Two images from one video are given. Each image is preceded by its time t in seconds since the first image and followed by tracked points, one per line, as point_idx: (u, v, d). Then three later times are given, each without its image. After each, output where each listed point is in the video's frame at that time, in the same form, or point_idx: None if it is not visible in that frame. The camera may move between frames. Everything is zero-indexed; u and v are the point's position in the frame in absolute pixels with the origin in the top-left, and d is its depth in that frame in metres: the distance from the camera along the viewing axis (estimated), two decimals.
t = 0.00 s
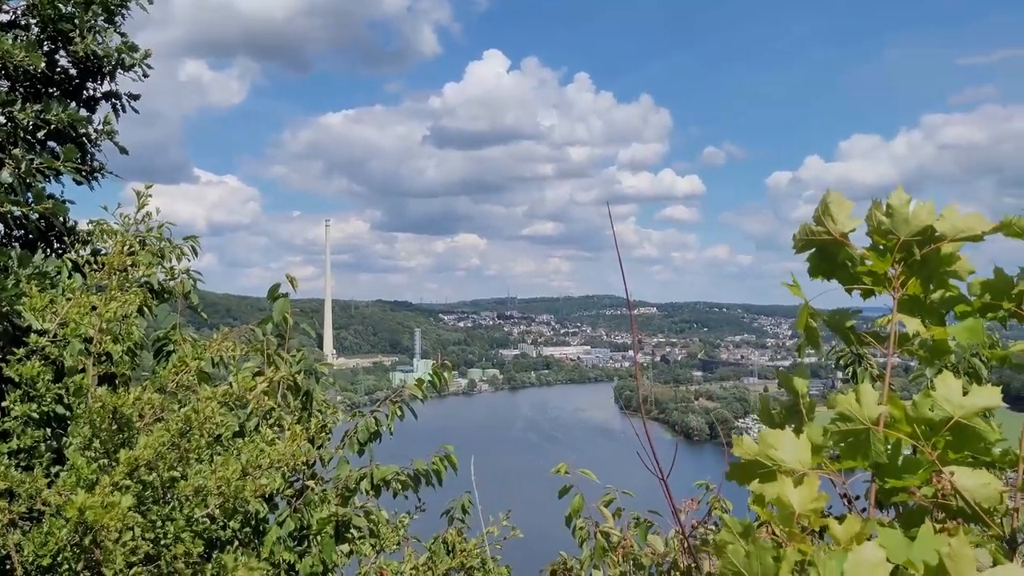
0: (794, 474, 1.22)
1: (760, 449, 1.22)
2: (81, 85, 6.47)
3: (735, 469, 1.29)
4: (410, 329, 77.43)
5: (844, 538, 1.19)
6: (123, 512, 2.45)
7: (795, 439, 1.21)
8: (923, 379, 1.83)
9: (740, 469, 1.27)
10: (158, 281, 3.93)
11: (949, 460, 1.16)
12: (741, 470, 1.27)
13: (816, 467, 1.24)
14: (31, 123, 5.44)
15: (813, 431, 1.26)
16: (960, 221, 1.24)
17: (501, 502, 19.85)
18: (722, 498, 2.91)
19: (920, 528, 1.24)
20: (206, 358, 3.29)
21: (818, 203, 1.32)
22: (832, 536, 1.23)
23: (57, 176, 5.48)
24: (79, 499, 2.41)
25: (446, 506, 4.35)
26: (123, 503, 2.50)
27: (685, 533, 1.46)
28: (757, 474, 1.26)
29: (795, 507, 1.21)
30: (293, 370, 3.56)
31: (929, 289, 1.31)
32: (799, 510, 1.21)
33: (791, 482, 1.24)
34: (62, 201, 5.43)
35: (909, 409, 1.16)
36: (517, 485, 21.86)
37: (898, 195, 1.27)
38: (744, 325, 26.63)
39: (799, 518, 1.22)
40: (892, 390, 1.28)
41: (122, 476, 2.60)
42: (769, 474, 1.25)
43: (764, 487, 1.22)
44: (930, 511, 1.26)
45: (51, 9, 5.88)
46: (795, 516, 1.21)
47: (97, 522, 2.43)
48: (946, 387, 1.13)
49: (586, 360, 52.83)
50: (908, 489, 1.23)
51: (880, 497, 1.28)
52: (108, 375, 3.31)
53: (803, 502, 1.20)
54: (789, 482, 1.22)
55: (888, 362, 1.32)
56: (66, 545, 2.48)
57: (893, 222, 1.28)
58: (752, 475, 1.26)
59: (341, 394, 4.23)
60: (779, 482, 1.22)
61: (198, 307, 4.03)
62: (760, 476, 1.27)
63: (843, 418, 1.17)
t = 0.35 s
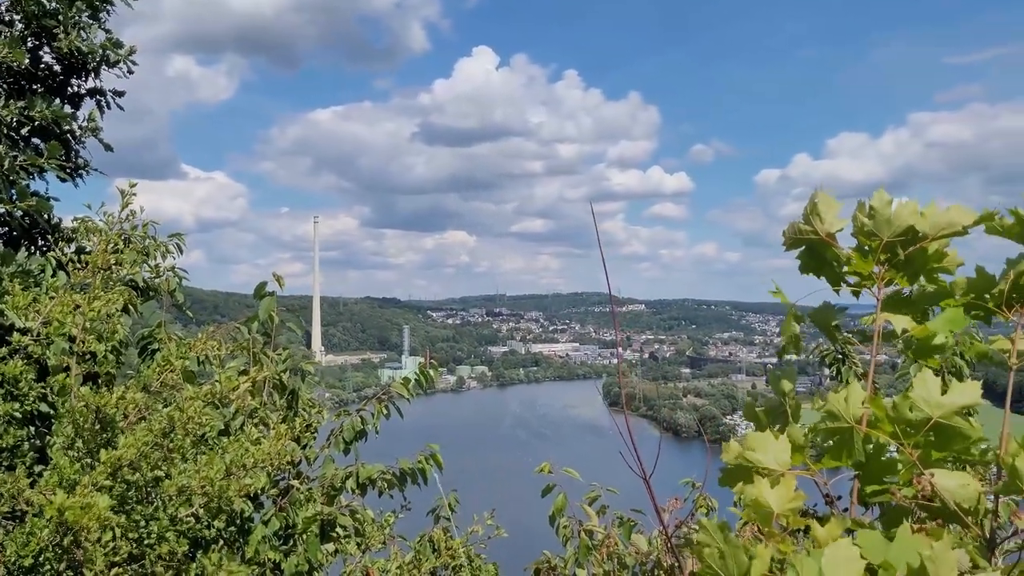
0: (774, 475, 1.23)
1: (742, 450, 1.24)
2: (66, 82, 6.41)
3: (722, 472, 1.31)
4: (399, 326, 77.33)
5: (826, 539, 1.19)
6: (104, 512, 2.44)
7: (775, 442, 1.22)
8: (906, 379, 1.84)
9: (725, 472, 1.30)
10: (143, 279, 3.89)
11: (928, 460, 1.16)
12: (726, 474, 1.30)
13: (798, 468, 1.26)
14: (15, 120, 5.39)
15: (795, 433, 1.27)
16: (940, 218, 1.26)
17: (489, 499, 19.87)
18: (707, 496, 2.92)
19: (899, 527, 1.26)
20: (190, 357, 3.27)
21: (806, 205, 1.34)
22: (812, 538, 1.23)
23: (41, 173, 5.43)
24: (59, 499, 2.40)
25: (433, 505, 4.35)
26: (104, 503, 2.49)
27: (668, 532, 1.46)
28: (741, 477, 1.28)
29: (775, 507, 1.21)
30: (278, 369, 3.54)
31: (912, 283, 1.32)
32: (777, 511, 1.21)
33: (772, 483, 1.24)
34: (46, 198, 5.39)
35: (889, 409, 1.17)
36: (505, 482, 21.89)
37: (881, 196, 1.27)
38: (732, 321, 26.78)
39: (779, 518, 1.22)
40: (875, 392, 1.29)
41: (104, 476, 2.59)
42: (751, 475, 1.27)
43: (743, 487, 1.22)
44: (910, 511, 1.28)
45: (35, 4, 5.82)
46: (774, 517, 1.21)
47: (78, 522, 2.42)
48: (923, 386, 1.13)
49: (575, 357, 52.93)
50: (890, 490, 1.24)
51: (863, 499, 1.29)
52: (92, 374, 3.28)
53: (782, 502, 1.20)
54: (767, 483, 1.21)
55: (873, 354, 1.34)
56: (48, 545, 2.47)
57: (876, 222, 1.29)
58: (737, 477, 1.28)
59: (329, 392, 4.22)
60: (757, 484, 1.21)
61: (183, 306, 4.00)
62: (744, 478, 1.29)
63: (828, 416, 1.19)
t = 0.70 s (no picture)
0: (761, 491, 1.23)
1: (731, 464, 1.24)
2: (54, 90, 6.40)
3: (708, 484, 1.31)
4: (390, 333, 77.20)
5: (805, 558, 1.20)
6: (88, 527, 2.42)
7: (764, 457, 1.22)
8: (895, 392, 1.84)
9: (711, 485, 1.30)
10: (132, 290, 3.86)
11: (915, 478, 1.17)
12: (713, 487, 1.30)
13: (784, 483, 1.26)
14: (3, 129, 5.36)
15: (784, 447, 1.28)
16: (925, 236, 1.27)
17: (479, 506, 19.83)
18: (695, 507, 2.91)
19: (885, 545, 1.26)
20: (177, 369, 3.25)
21: (791, 223, 1.34)
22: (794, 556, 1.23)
23: (28, 182, 5.40)
24: (43, 514, 2.38)
25: (421, 516, 4.33)
26: (89, 518, 2.47)
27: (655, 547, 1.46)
28: (727, 491, 1.28)
29: (760, 526, 1.21)
30: (266, 381, 3.51)
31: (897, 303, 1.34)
32: (762, 529, 1.21)
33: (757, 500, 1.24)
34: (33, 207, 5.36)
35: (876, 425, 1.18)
36: (495, 490, 21.85)
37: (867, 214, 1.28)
38: (721, 329, 26.88)
39: (764, 537, 1.22)
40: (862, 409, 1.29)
41: (90, 490, 2.57)
42: (737, 490, 1.26)
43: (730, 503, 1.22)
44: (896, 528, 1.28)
45: (24, 13, 5.80)
46: (758, 536, 1.21)
47: (62, 537, 2.39)
48: (914, 405, 1.14)
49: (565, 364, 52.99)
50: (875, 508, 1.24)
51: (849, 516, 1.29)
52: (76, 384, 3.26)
53: (767, 521, 1.20)
54: (753, 502, 1.21)
55: (859, 370, 1.36)
56: (32, 559, 2.44)
57: (862, 240, 1.30)
58: (721, 491, 1.28)
59: (319, 400, 4.21)
60: (744, 501, 1.22)
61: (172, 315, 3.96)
62: (729, 493, 1.28)
63: (816, 433, 1.19)
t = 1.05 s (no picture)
0: (753, 521, 1.23)
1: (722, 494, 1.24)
2: (47, 110, 6.41)
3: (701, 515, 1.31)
4: (383, 349, 77.01)
5: None
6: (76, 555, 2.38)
7: (756, 487, 1.23)
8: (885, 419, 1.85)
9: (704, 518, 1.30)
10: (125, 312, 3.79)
11: (909, 509, 1.17)
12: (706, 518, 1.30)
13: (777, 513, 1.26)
14: None
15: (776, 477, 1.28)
16: (917, 263, 1.28)
17: (471, 525, 19.72)
18: (689, 531, 2.90)
19: None
20: (168, 393, 3.23)
21: (783, 245, 1.34)
22: None
23: (20, 202, 5.38)
24: (31, 542, 2.35)
25: (412, 539, 4.29)
26: (77, 546, 2.44)
27: None
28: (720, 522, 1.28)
29: (751, 557, 1.20)
30: (258, 403, 3.47)
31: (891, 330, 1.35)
32: (753, 561, 1.20)
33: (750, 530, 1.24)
34: (25, 228, 5.34)
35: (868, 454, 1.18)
36: (487, 508, 21.73)
37: (859, 242, 1.29)
38: (713, 346, 26.94)
39: (755, 570, 1.21)
40: (854, 437, 1.29)
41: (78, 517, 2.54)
42: (730, 522, 1.26)
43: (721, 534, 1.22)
44: (890, 560, 1.26)
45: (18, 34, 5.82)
46: (750, 568, 1.20)
47: (49, 565, 2.36)
48: (906, 432, 1.14)
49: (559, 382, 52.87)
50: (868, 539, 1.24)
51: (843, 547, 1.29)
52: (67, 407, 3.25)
53: (758, 553, 1.20)
54: (744, 533, 1.22)
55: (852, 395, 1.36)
56: None
57: (855, 268, 1.30)
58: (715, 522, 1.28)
59: (311, 418, 4.19)
60: (735, 532, 1.22)
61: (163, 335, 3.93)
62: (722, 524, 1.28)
63: (804, 461, 1.20)
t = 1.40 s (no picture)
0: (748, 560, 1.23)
1: (715, 534, 1.24)
2: (44, 135, 6.45)
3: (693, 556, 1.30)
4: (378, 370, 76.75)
5: None
6: None
7: (749, 525, 1.22)
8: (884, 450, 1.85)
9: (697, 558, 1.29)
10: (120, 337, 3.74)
11: (905, 544, 1.17)
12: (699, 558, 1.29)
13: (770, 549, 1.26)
14: None
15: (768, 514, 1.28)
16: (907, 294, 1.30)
17: (467, 548, 19.56)
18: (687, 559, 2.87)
19: None
20: (162, 420, 3.20)
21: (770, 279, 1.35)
22: None
23: (16, 226, 5.39)
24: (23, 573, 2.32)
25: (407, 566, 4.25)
26: None
27: None
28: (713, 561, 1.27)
29: None
30: (252, 430, 3.44)
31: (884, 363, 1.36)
32: None
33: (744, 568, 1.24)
34: (20, 251, 5.34)
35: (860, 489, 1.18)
36: (483, 531, 21.57)
37: (851, 274, 1.30)
38: (710, 367, 26.94)
39: None
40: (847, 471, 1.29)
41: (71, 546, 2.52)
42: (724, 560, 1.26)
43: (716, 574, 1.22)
44: None
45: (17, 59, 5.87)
46: None
47: None
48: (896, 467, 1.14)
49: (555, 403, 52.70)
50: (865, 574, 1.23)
51: None
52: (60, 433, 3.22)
53: None
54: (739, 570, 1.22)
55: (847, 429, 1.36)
56: None
57: (846, 300, 1.31)
58: (708, 562, 1.27)
59: (305, 439, 4.17)
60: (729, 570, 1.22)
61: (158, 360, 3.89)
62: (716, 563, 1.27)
63: (797, 497, 1.20)
